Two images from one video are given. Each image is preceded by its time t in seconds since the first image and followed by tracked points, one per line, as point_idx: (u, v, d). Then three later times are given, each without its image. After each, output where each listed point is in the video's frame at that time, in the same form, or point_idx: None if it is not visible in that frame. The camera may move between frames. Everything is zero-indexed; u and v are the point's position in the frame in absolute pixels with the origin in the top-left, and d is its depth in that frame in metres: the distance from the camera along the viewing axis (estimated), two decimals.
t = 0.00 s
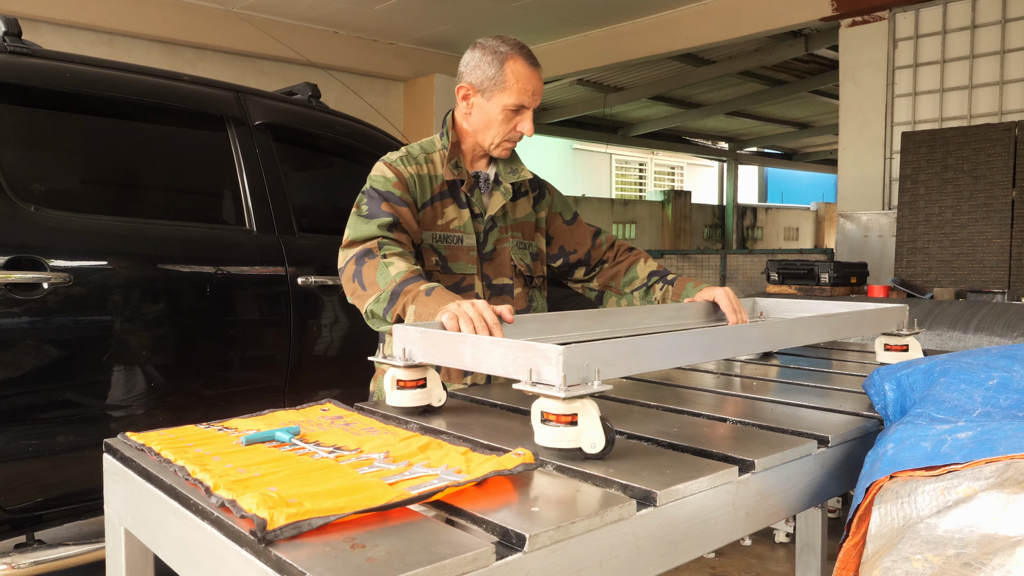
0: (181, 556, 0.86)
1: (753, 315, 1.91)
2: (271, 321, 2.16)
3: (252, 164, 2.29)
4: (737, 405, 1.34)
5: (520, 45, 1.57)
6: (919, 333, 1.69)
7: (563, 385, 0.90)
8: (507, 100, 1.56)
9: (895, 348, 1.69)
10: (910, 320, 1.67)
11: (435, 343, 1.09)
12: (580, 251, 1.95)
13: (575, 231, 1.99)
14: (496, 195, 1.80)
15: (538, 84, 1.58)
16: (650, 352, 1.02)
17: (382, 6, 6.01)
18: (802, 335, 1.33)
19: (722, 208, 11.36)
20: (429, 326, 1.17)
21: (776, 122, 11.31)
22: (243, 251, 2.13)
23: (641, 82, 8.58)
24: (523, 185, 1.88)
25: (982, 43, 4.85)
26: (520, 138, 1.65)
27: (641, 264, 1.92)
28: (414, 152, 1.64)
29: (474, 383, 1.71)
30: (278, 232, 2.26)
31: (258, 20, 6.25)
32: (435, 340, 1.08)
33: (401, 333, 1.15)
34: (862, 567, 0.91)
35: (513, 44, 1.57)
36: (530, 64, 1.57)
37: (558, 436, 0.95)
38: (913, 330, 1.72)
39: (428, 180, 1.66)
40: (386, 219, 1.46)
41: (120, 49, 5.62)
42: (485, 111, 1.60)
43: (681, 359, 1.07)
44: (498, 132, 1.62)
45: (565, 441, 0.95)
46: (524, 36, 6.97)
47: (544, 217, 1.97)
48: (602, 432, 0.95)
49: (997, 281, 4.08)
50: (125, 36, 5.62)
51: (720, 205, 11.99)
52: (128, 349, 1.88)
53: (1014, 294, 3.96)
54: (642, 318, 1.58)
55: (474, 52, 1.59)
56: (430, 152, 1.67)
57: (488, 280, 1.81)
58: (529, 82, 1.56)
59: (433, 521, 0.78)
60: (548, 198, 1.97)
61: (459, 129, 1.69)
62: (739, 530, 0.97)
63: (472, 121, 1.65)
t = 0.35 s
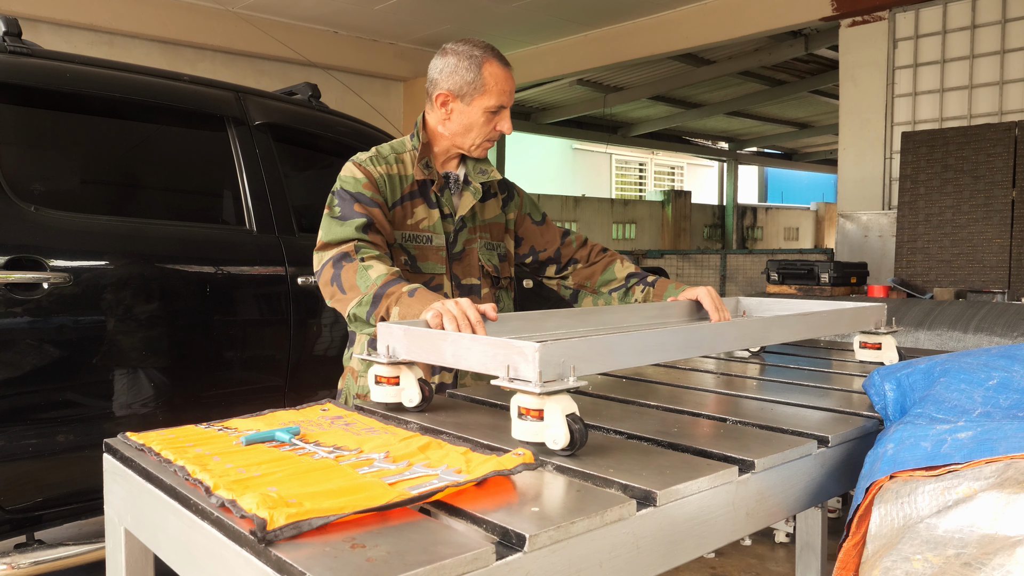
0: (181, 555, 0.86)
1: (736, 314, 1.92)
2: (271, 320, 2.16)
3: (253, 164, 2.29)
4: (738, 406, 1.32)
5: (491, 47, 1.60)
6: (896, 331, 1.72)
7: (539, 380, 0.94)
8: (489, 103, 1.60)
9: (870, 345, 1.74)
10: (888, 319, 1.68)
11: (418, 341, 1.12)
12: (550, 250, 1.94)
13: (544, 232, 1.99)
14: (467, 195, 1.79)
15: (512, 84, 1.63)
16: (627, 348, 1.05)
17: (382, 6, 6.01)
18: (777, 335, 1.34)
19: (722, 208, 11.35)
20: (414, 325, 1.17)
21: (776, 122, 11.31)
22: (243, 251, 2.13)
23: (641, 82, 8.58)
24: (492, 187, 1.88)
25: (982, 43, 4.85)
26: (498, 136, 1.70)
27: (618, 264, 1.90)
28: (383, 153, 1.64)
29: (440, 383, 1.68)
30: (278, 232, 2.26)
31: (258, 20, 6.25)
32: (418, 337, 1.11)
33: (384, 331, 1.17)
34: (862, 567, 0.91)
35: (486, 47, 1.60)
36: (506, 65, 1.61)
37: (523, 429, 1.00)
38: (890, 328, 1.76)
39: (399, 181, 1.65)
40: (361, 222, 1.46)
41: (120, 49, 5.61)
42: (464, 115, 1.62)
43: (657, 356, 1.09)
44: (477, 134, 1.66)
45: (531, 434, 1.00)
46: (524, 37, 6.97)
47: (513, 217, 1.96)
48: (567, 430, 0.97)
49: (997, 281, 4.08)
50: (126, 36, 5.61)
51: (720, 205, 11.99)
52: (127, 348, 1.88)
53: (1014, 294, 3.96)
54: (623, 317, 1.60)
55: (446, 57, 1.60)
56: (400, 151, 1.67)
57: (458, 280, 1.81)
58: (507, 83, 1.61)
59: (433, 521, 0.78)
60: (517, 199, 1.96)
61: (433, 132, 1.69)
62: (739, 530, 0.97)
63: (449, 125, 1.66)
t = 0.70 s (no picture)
0: (181, 555, 0.86)
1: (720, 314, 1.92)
2: (271, 321, 2.16)
3: (253, 164, 2.29)
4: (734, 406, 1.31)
5: (473, 44, 1.59)
6: (875, 330, 1.72)
7: (510, 377, 0.95)
8: (459, 96, 1.56)
9: (851, 345, 1.73)
10: (868, 319, 1.69)
11: (397, 338, 1.14)
12: (536, 250, 1.93)
13: (531, 233, 1.98)
14: (455, 195, 1.80)
15: (491, 82, 1.58)
16: (599, 347, 1.06)
17: (382, 6, 6.01)
18: (756, 332, 1.34)
19: (723, 208, 11.36)
20: (394, 323, 1.20)
21: (776, 122, 11.31)
22: (243, 251, 2.13)
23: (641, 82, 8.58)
24: (480, 187, 1.89)
25: (983, 43, 4.85)
26: (476, 135, 1.64)
27: (605, 265, 1.90)
28: (372, 152, 1.64)
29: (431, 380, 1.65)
30: (277, 232, 2.26)
31: (258, 20, 6.26)
32: (397, 335, 1.13)
33: (366, 328, 1.19)
34: (862, 567, 0.91)
35: (468, 44, 1.59)
36: (483, 62, 1.58)
37: (495, 425, 1.01)
38: (871, 328, 1.76)
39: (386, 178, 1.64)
40: (345, 221, 1.46)
41: (120, 49, 5.61)
42: (439, 109, 1.60)
43: (629, 354, 1.10)
44: (452, 130, 1.62)
45: (502, 429, 1.01)
46: (524, 36, 6.97)
47: (500, 218, 1.96)
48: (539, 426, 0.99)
49: (997, 281, 4.08)
50: (126, 36, 5.61)
51: (721, 205, 11.98)
52: (127, 349, 1.88)
53: (1014, 294, 3.96)
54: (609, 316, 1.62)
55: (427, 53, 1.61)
56: (389, 150, 1.67)
57: (447, 276, 1.81)
58: (482, 78, 1.56)
59: (433, 522, 0.78)
60: (505, 201, 1.96)
61: (418, 129, 1.69)
62: (739, 530, 0.97)
63: (428, 119, 1.65)
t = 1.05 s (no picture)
0: (181, 555, 0.86)
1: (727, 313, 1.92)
2: (271, 320, 2.16)
3: (252, 164, 2.29)
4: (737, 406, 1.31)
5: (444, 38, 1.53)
6: (883, 330, 1.72)
7: (503, 375, 0.95)
8: (412, 88, 1.51)
9: (858, 345, 1.74)
10: (874, 319, 1.68)
11: (395, 337, 1.14)
12: (539, 246, 1.92)
13: (532, 229, 1.97)
14: (446, 194, 1.78)
15: (450, 78, 1.50)
16: (595, 345, 1.06)
17: (382, 6, 6.01)
18: (757, 332, 1.34)
19: (722, 208, 11.35)
20: (395, 322, 1.20)
21: (776, 122, 11.32)
22: (243, 251, 2.13)
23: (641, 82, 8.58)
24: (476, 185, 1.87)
25: (982, 44, 4.85)
26: (433, 134, 1.55)
27: (610, 261, 1.90)
28: (361, 156, 1.62)
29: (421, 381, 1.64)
30: (278, 232, 2.26)
31: (258, 20, 6.26)
32: (395, 333, 1.13)
33: (366, 327, 1.19)
34: (862, 567, 0.91)
35: (438, 37, 1.54)
36: (443, 55, 1.50)
37: (486, 423, 1.02)
38: (876, 327, 1.75)
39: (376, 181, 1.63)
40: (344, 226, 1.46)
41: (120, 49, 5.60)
42: (402, 102, 1.57)
43: (626, 353, 1.10)
44: (410, 126, 1.57)
45: (493, 426, 1.02)
46: (524, 36, 6.98)
47: (501, 214, 1.95)
48: (528, 425, 0.99)
49: (997, 281, 4.08)
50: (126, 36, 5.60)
51: (721, 205, 11.99)
52: (127, 349, 1.88)
53: (1014, 294, 3.96)
54: (614, 315, 1.63)
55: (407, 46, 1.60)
56: (380, 152, 1.65)
57: (439, 278, 1.81)
58: (437, 72, 1.49)
59: (433, 522, 0.78)
60: (504, 196, 1.96)
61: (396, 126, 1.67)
62: (739, 530, 0.97)
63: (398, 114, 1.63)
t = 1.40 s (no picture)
0: (181, 555, 0.86)
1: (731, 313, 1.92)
2: (270, 321, 2.16)
3: (253, 164, 2.30)
4: (739, 406, 1.31)
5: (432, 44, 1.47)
6: (887, 330, 1.72)
7: (508, 375, 0.95)
8: (403, 101, 1.48)
9: (862, 345, 1.74)
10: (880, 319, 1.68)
11: (401, 336, 1.13)
12: (541, 245, 1.91)
13: (534, 226, 1.96)
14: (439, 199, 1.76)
15: (439, 90, 1.46)
16: (599, 345, 1.06)
17: (382, 6, 6.01)
18: (761, 331, 1.34)
19: (723, 208, 11.35)
20: (401, 322, 1.20)
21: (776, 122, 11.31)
22: (243, 251, 2.13)
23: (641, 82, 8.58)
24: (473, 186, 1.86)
25: (982, 44, 4.85)
26: (428, 146, 1.53)
27: (615, 260, 1.88)
28: (355, 160, 1.63)
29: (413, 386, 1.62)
30: (278, 233, 2.26)
31: (258, 20, 6.26)
32: (401, 333, 1.13)
33: (372, 326, 1.19)
34: (861, 567, 0.91)
35: (426, 44, 1.48)
36: (431, 65, 1.45)
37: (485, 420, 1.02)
38: (881, 327, 1.75)
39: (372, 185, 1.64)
40: (344, 232, 1.46)
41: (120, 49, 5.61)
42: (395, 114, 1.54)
43: (630, 353, 1.10)
44: (404, 138, 1.55)
45: (493, 425, 1.02)
46: (524, 36, 6.97)
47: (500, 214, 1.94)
48: (524, 424, 0.99)
49: (997, 282, 4.08)
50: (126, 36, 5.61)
51: (721, 205, 11.99)
52: (127, 349, 1.88)
53: (1014, 294, 3.96)
54: (618, 315, 1.63)
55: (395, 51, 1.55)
56: (373, 156, 1.66)
57: (432, 284, 1.81)
58: (427, 84, 1.44)
59: (434, 522, 0.78)
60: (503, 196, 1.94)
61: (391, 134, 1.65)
62: (739, 530, 0.97)
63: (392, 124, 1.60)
